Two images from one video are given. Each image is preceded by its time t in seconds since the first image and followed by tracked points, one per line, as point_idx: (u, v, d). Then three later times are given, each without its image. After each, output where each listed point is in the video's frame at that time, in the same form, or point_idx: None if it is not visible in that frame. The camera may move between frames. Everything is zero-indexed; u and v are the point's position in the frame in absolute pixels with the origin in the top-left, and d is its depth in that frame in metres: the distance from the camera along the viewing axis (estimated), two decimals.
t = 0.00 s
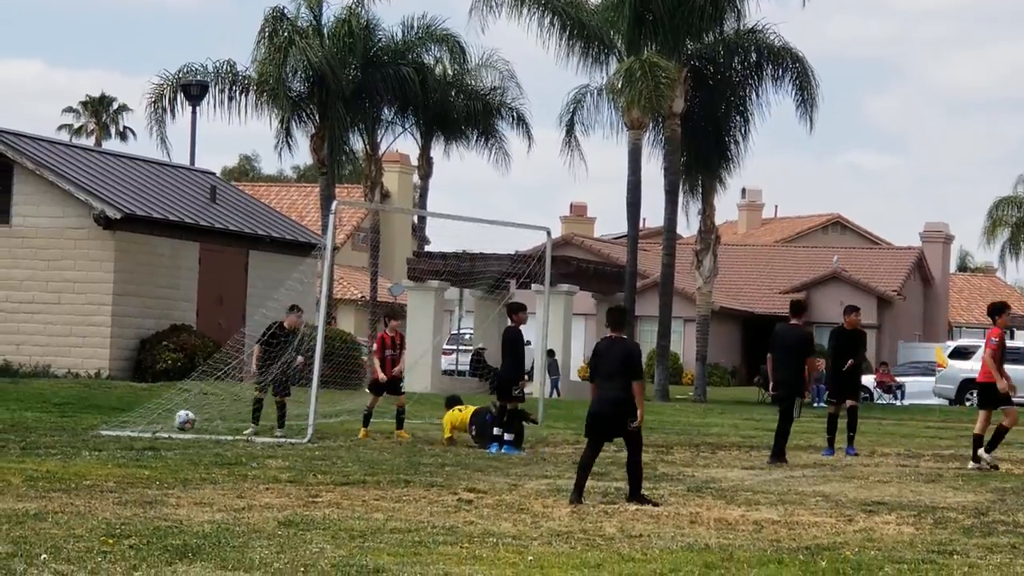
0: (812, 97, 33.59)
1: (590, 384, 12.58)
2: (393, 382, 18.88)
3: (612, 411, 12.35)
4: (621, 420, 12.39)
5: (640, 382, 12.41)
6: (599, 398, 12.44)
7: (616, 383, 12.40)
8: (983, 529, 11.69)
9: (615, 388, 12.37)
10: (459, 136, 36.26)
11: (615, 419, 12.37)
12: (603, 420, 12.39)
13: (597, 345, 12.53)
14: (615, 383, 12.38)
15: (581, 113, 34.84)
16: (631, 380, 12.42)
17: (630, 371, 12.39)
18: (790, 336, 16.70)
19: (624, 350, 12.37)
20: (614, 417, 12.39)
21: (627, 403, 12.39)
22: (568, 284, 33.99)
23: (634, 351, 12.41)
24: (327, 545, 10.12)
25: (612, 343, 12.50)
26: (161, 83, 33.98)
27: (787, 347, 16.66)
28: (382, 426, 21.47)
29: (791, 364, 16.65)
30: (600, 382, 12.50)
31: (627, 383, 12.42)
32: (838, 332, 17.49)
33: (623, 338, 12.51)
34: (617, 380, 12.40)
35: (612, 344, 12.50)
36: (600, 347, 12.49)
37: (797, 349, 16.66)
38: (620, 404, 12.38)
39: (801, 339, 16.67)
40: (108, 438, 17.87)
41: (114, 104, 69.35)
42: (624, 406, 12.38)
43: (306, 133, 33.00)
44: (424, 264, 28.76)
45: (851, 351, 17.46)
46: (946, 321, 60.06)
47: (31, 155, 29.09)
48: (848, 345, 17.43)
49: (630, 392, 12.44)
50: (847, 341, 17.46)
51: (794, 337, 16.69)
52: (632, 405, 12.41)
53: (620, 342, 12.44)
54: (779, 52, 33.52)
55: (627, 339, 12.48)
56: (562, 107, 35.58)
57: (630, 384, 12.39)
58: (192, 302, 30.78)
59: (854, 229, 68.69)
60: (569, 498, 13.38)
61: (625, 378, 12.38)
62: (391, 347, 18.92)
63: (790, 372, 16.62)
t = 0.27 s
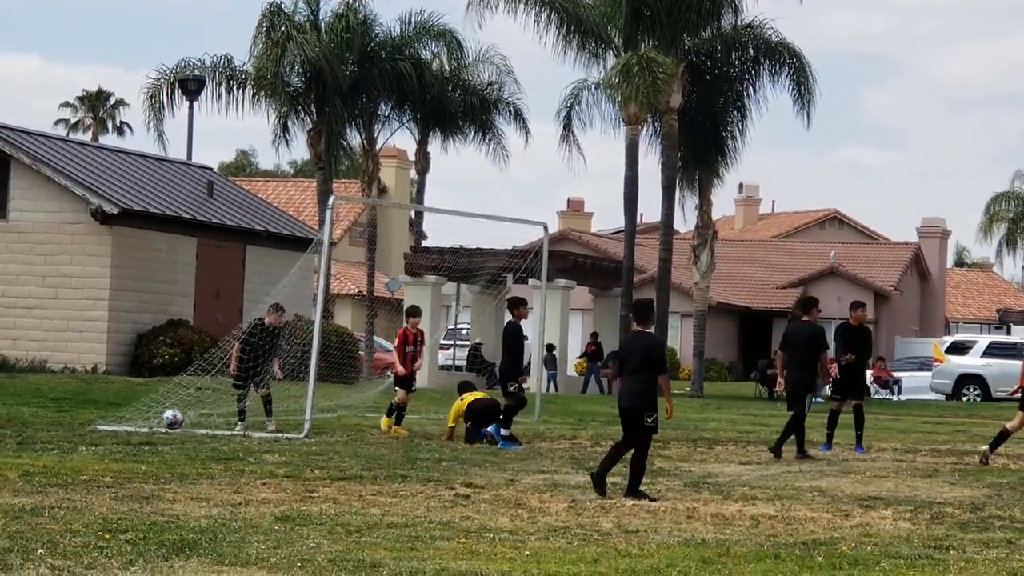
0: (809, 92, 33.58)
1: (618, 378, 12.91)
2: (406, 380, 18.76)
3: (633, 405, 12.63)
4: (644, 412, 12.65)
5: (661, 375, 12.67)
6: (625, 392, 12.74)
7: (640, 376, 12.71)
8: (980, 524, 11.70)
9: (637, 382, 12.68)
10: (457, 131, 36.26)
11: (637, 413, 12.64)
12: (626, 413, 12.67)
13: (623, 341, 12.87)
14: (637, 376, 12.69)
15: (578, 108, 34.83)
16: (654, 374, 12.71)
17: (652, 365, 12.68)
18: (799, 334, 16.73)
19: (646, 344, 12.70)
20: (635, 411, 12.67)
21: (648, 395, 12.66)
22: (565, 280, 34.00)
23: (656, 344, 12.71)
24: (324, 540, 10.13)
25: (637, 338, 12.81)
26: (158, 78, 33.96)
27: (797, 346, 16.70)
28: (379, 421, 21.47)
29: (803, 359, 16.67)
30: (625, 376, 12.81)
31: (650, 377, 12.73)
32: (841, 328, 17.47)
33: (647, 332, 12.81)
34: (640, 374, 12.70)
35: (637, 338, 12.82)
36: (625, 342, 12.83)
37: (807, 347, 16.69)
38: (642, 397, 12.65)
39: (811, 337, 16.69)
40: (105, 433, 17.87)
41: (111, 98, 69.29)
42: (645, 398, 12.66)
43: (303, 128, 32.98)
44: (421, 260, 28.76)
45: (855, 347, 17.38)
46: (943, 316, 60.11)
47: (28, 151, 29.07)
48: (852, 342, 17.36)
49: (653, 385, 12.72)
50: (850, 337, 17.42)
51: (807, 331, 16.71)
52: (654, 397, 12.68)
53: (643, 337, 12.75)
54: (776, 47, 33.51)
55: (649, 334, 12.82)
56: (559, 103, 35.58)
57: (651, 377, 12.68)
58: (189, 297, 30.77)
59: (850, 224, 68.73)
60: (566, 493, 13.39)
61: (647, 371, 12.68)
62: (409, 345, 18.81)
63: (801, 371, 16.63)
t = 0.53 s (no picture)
0: (798, 90, 33.60)
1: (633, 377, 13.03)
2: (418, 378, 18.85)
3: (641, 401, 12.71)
4: (651, 411, 12.74)
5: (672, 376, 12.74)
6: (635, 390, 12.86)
7: (650, 375, 12.79)
8: (967, 522, 11.72)
9: (647, 380, 12.78)
10: (446, 128, 36.25)
11: (642, 411, 12.73)
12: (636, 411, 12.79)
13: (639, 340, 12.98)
14: (648, 375, 12.78)
15: (568, 105, 34.83)
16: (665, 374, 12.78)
17: (663, 365, 12.75)
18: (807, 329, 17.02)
19: (658, 344, 12.80)
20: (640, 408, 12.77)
21: (657, 394, 12.75)
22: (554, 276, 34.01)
23: (668, 345, 12.78)
24: (311, 536, 10.12)
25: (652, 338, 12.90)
26: (148, 73, 33.91)
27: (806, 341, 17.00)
28: (367, 418, 21.45)
29: (801, 356, 16.96)
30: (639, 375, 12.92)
31: (661, 378, 12.83)
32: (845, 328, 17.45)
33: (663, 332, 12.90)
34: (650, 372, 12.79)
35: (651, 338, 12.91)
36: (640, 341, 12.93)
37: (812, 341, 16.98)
38: (650, 396, 12.75)
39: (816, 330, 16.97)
40: (92, 428, 17.83)
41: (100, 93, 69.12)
42: (653, 397, 12.75)
43: (292, 124, 32.95)
44: (410, 256, 28.75)
45: (854, 349, 17.30)
46: (931, 314, 60.23)
47: (17, 145, 29.02)
48: (852, 343, 17.22)
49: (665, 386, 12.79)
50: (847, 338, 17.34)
51: (810, 327, 16.99)
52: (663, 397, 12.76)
53: (655, 336, 12.83)
54: (766, 45, 33.54)
55: (665, 335, 12.90)
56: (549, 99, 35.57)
57: (663, 377, 12.76)
58: (178, 293, 30.73)
59: (839, 222, 68.83)
60: (553, 490, 13.39)
61: (658, 370, 12.76)
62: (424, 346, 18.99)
63: (806, 366, 16.93)
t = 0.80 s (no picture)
0: (784, 90, 33.64)
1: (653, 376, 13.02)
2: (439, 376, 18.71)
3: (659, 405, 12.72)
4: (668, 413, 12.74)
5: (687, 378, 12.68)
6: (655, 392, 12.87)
7: (667, 376, 12.76)
8: (952, 522, 11.75)
9: (663, 382, 12.76)
10: (432, 128, 36.24)
11: (661, 414, 12.75)
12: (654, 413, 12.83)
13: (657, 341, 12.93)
14: (665, 377, 12.75)
15: (553, 105, 34.84)
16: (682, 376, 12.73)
17: (678, 367, 12.69)
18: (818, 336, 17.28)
19: (674, 345, 12.72)
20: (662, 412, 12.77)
21: (674, 396, 12.74)
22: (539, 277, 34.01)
23: (683, 346, 12.70)
24: (296, 536, 10.10)
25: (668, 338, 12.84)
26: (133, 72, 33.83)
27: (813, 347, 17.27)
28: (352, 418, 21.41)
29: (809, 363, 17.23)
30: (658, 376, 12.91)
31: (679, 379, 12.78)
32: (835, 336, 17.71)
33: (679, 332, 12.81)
34: (667, 375, 12.77)
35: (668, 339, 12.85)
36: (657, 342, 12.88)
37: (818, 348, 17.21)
38: (667, 398, 12.74)
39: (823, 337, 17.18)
40: (77, 428, 17.79)
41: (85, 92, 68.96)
42: (669, 400, 12.74)
43: (277, 123, 32.91)
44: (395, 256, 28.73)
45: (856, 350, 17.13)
46: (915, 315, 60.38)
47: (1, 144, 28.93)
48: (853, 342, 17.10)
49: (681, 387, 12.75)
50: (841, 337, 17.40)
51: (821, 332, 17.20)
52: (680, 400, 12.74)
53: (671, 337, 12.76)
54: (751, 45, 33.59)
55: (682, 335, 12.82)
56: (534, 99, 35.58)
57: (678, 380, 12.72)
58: (163, 293, 30.67)
59: (824, 223, 68.95)
60: (539, 491, 13.38)
61: (673, 373, 12.72)
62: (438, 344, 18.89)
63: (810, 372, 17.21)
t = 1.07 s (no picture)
0: (767, 90, 33.68)
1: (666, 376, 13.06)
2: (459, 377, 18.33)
3: (671, 403, 12.81)
4: (678, 410, 12.79)
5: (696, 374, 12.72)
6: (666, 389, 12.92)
7: (677, 373, 12.81)
8: (929, 522, 11.78)
9: (674, 379, 12.81)
10: (414, 124, 36.21)
11: (672, 410, 12.80)
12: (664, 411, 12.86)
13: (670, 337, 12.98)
14: (674, 375, 12.80)
15: (535, 103, 34.85)
16: (692, 372, 12.77)
17: (687, 363, 12.74)
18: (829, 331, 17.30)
19: (683, 343, 12.77)
20: (679, 408, 12.85)
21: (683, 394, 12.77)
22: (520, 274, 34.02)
23: (691, 343, 12.75)
24: (273, 531, 10.09)
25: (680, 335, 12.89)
26: (115, 65, 33.74)
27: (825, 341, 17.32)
28: (331, 413, 21.38)
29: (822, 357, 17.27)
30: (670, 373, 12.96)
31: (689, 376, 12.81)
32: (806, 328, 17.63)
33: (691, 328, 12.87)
34: (680, 372, 12.84)
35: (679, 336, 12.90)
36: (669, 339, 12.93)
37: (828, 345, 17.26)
38: (676, 396, 12.79)
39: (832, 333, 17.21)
40: (54, 422, 17.74)
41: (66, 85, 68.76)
42: (678, 397, 12.79)
43: (260, 119, 32.85)
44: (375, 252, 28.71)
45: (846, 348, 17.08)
46: (895, 315, 60.54)
47: None
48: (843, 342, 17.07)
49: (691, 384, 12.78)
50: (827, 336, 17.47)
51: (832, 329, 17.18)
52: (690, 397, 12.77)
53: (681, 335, 12.81)
54: (735, 44, 33.62)
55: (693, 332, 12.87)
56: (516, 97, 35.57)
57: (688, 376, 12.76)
58: (143, 287, 30.60)
59: (805, 223, 69.09)
60: (517, 488, 13.38)
61: (683, 369, 12.76)
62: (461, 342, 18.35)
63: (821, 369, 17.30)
